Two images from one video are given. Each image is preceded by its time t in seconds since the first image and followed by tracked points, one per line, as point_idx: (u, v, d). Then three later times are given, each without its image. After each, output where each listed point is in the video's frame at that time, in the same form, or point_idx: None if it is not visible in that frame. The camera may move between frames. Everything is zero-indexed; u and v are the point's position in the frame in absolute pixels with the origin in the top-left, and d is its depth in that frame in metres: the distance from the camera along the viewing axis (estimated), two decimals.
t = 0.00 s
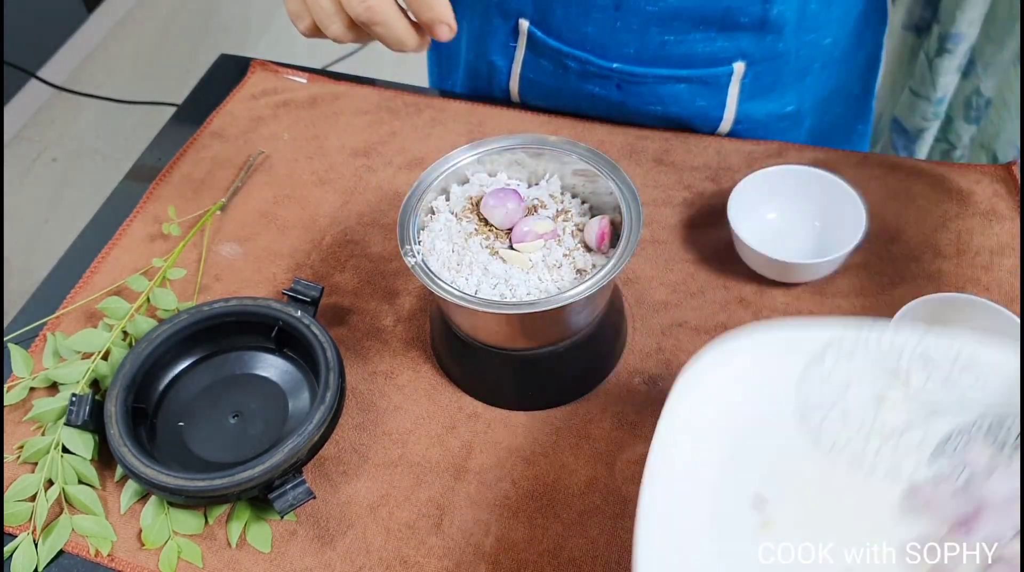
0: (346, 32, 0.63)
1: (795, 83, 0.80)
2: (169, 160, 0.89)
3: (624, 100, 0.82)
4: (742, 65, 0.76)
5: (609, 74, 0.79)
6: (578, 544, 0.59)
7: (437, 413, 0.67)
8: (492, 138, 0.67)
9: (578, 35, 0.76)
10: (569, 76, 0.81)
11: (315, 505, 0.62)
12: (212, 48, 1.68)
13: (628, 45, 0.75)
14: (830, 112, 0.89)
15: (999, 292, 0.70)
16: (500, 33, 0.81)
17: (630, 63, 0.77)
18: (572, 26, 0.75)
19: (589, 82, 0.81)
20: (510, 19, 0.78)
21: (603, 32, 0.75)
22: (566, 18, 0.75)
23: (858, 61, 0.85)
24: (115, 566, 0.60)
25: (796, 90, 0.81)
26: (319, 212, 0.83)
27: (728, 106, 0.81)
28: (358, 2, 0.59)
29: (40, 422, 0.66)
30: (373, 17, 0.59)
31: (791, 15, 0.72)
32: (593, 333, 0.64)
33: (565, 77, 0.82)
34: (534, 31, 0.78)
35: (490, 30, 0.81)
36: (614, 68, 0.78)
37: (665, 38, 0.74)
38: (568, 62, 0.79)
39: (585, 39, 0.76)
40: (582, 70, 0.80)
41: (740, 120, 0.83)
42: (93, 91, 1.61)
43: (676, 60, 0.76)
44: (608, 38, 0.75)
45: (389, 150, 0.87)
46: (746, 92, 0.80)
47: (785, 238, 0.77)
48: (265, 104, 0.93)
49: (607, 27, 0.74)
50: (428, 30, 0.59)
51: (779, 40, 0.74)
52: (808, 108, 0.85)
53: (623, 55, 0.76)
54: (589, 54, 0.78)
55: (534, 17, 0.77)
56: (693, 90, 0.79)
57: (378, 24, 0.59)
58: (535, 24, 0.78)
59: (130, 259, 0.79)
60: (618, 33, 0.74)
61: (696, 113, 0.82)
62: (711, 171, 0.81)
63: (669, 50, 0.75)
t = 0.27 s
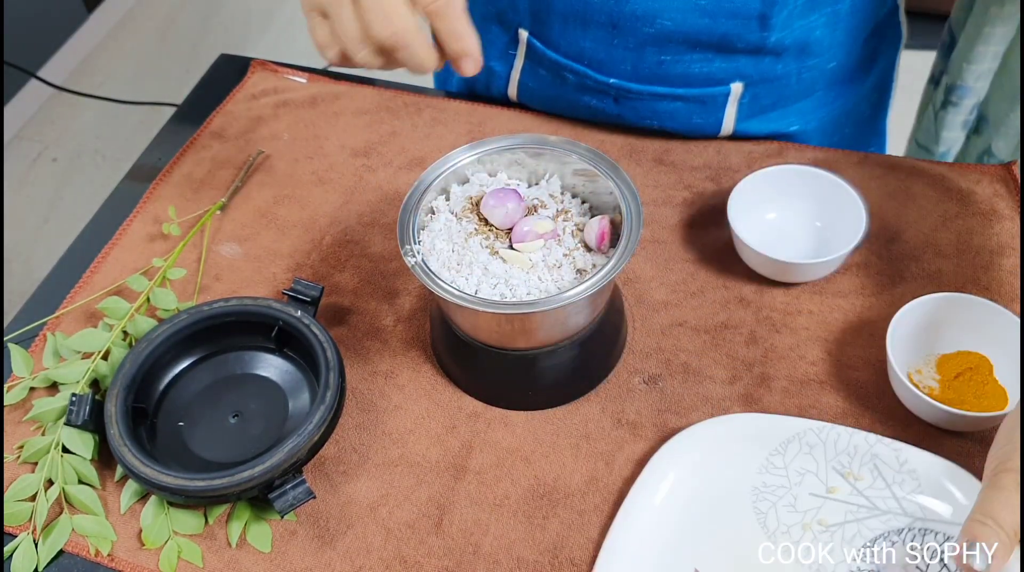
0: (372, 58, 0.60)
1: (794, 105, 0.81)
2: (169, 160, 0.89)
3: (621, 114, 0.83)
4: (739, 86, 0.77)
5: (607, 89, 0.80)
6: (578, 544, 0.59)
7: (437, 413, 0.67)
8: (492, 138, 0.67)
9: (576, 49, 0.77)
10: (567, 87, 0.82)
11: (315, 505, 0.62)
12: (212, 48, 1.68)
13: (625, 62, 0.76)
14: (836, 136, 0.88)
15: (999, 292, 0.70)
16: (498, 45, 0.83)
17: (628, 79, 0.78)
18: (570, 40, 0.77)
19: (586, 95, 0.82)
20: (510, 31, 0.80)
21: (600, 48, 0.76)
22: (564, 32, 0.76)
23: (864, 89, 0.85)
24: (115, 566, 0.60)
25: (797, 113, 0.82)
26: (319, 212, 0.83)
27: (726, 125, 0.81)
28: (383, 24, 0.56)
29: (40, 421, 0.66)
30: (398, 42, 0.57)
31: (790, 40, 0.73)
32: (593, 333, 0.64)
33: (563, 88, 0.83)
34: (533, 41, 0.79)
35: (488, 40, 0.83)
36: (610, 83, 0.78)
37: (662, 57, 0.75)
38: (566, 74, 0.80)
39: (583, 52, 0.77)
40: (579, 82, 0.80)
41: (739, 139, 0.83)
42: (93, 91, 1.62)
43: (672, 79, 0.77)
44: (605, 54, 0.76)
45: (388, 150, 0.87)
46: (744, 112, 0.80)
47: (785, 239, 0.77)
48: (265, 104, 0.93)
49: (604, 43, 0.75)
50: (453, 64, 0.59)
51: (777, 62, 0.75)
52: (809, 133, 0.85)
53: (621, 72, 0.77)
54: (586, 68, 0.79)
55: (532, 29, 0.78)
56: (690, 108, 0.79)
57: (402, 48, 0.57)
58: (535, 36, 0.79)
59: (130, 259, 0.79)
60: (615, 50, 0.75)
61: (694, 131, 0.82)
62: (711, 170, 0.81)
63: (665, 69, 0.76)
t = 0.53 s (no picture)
0: (445, 91, 0.53)
1: (795, 111, 0.81)
2: (169, 160, 0.89)
3: (621, 120, 0.83)
4: (740, 93, 0.77)
5: (607, 95, 0.80)
6: (578, 544, 0.59)
7: (437, 413, 0.67)
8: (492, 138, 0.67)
9: (577, 55, 0.78)
10: (568, 91, 0.82)
11: (315, 505, 0.62)
12: (212, 48, 1.68)
13: (625, 69, 0.77)
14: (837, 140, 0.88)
15: (1000, 292, 0.70)
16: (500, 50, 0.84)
17: (629, 85, 0.78)
18: (571, 48, 0.77)
19: (586, 100, 0.82)
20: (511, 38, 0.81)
21: (601, 55, 0.76)
22: (564, 40, 0.77)
23: (863, 92, 0.84)
24: (115, 566, 0.60)
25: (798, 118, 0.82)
26: (319, 212, 0.83)
27: (727, 130, 0.81)
28: (472, 39, 0.51)
29: (40, 422, 0.66)
30: (485, 58, 0.52)
31: (792, 49, 0.73)
32: (593, 333, 0.64)
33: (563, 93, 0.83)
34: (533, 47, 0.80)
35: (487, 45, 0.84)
36: (611, 89, 0.79)
37: (663, 66, 0.75)
38: (566, 80, 0.81)
39: (583, 59, 0.77)
40: (580, 87, 0.81)
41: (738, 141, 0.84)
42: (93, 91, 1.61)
43: (674, 86, 0.77)
44: (606, 61, 0.76)
45: (389, 150, 0.87)
46: (745, 118, 0.80)
47: (785, 239, 0.77)
48: (265, 104, 0.93)
49: (605, 50, 0.75)
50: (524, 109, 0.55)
51: (780, 70, 0.75)
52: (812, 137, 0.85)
53: (621, 79, 0.78)
54: (587, 74, 0.79)
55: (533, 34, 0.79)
56: (691, 114, 0.79)
57: (484, 68, 0.52)
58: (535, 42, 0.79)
59: (130, 259, 0.79)
60: (616, 57, 0.76)
61: (695, 136, 0.82)
62: (711, 171, 0.81)
63: (667, 76, 0.76)
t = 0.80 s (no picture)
0: (414, 88, 0.54)
1: (793, 108, 0.81)
2: (169, 160, 0.89)
3: (622, 120, 0.83)
4: (741, 88, 0.76)
5: (608, 95, 0.80)
6: (578, 544, 0.59)
7: (437, 413, 0.67)
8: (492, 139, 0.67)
9: (577, 56, 0.77)
10: (568, 92, 0.82)
11: (315, 505, 0.62)
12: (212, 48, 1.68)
13: (627, 68, 0.76)
14: (831, 139, 0.88)
15: (1000, 292, 0.70)
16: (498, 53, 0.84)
17: (629, 84, 0.78)
18: (571, 48, 0.77)
19: (587, 100, 0.82)
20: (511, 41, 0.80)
21: (602, 55, 0.76)
22: (565, 40, 0.77)
23: (858, 88, 0.85)
24: (115, 566, 0.60)
25: (796, 114, 0.82)
26: (319, 212, 0.83)
27: (726, 129, 0.81)
28: (437, 46, 0.51)
29: (40, 422, 0.66)
30: (450, 66, 0.51)
31: (791, 44, 0.73)
32: (593, 333, 0.64)
33: (564, 94, 0.82)
34: (533, 48, 0.79)
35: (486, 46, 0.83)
36: (612, 88, 0.78)
37: (664, 64, 0.75)
38: (567, 80, 0.80)
39: (584, 59, 0.77)
40: (580, 88, 0.80)
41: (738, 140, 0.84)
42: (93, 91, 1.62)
43: (675, 85, 0.77)
44: (607, 60, 0.76)
45: (389, 151, 0.87)
46: (744, 115, 0.80)
47: (785, 239, 0.77)
48: (265, 104, 0.93)
49: (606, 49, 0.75)
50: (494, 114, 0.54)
51: (780, 66, 0.75)
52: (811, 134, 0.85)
53: (623, 78, 0.78)
54: (587, 73, 0.79)
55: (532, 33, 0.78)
56: (691, 112, 0.79)
57: (447, 76, 0.52)
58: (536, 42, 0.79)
59: (130, 259, 0.79)
60: (618, 55, 0.75)
61: (695, 135, 0.82)
62: (711, 171, 0.81)
63: (669, 75, 0.76)
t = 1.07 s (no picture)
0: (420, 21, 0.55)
1: (792, 99, 0.81)
2: (169, 160, 0.89)
3: (626, 117, 0.82)
4: (744, 79, 0.77)
5: (611, 91, 0.79)
6: (578, 544, 0.59)
7: (437, 413, 0.67)
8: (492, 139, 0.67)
9: (582, 52, 0.77)
10: (572, 89, 0.82)
11: (315, 505, 0.62)
12: (212, 48, 1.68)
13: (631, 63, 0.76)
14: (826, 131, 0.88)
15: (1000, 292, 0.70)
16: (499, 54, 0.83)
17: (634, 79, 0.78)
18: (575, 45, 0.77)
19: (590, 97, 0.82)
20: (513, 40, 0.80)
21: (607, 50, 0.76)
22: (569, 36, 0.77)
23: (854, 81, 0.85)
24: (115, 566, 0.60)
25: (796, 105, 0.82)
26: (319, 212, 0.83)
27: (729, 122, 0.81)
28: None
29: (40, 422, 0.66)
30: None
31: (793, 35, 0.74)
32: (593, 333, 0.64)
33: (567, 91, 0.82)
34: (537, 45, 0.79)
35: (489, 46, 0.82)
36: (617, 84, 0.78)
37: (669, 57, 0.75)
38: (571, 76, 0.80)
39: (589, 55, 0.77)
40: (584, 84, 0.80)
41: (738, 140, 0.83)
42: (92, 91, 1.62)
43: (679, 78, 0.77)
44: (612, 55, 0.76)
45: (389, 150, 0.87)
46: (746, 107, 0.81)
47: (785, 239, 0.77)
48: (265, 104, 0.93)
49: (611, 44, 0.75)
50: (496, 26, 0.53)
51: (782, 57, 0.76)
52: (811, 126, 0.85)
53: (627, 73, 0.78)
54: (591, 69, 0.79)
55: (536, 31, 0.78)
56: (695, 105, 0.79)
57: None
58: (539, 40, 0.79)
59: (130, 259, 0.79)
60: (623, 50, 0.75)
61: (700, 129, 0.82)
62: (711, 171, 0.81)
63: (673, 68, 0.76)
